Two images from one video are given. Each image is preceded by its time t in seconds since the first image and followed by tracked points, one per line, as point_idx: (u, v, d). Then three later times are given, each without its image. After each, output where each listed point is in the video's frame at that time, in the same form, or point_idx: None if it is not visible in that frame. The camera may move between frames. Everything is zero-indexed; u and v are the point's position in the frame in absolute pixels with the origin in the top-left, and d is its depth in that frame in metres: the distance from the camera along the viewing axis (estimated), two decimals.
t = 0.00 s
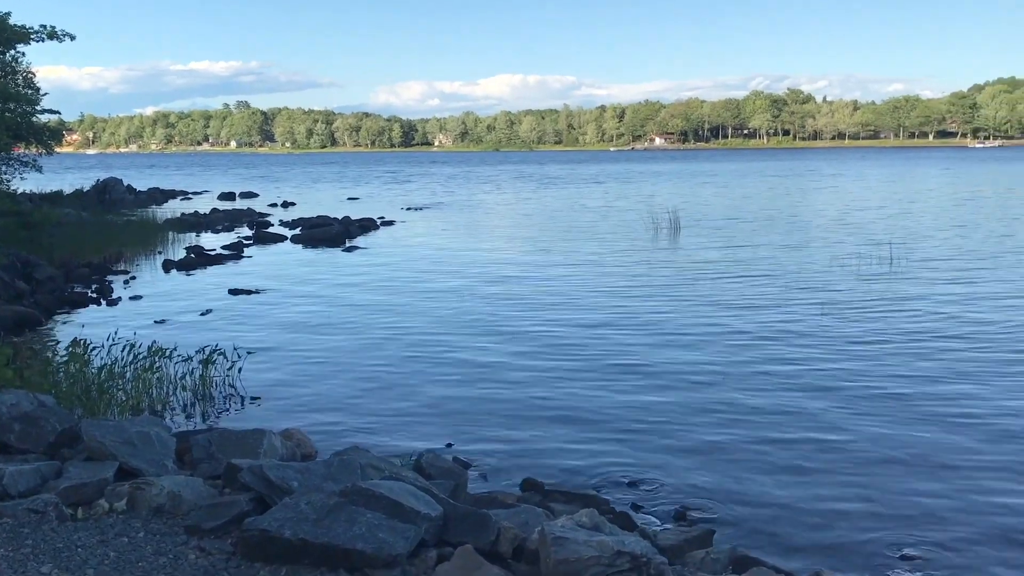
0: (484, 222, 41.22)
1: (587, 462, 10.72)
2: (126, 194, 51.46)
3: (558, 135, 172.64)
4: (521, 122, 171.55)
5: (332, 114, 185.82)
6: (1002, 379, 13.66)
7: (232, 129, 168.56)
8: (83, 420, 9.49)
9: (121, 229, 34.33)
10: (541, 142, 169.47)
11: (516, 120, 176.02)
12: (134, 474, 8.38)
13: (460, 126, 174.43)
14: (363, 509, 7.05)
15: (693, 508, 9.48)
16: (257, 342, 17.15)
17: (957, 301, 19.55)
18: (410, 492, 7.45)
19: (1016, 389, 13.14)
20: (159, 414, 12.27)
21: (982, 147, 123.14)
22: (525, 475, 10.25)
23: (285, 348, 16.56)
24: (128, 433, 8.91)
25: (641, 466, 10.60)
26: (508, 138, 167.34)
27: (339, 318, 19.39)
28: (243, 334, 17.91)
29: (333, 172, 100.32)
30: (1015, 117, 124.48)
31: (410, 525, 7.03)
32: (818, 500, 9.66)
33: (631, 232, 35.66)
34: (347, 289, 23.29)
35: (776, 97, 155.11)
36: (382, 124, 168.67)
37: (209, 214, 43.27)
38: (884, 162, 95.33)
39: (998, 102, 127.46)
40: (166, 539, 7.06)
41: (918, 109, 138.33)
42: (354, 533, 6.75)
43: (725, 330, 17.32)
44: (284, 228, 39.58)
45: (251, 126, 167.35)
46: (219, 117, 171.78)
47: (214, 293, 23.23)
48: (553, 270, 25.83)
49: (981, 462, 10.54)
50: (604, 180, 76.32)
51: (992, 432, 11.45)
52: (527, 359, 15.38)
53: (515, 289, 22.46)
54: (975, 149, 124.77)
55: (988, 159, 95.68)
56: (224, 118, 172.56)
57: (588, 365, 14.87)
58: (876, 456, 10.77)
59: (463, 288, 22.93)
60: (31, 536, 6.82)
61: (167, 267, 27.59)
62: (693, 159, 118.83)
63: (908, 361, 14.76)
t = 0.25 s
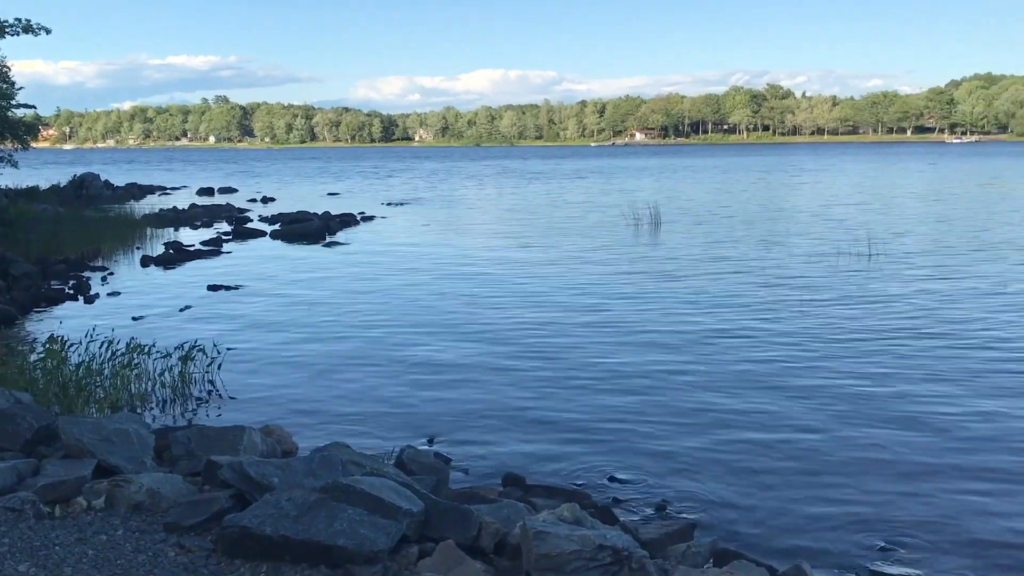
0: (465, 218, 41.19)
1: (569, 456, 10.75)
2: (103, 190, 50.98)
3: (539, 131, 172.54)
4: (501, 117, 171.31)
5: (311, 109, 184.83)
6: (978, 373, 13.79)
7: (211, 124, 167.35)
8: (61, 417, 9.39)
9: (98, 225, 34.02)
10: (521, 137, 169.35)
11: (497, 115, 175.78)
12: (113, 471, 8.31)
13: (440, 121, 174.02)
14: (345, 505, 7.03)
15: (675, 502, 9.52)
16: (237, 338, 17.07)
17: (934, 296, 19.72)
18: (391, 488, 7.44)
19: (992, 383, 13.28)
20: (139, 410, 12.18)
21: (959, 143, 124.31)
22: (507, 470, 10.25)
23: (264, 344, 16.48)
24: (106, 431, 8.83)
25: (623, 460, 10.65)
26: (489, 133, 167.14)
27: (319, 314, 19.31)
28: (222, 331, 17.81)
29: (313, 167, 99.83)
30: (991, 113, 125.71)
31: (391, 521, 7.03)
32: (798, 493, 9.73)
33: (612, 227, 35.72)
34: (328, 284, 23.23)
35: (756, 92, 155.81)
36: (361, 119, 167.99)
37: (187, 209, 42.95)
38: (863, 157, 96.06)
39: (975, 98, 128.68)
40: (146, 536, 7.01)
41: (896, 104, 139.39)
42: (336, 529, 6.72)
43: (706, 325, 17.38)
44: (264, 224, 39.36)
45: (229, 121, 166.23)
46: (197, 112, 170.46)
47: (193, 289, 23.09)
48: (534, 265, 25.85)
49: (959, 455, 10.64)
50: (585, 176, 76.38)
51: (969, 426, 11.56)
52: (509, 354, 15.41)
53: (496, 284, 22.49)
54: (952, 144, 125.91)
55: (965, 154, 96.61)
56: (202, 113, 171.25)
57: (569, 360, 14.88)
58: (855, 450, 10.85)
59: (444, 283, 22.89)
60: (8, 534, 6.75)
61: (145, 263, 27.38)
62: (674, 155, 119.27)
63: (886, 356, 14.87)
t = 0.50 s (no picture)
0: (455, 215, 41.16)
1: (560, 453, 10.77)
2: (92, 188, 50.74)
3: (529, 128, 172.42)
4: (492, 114, 171.15)
5: (301, 106, 184.31)
6: (965, 368, 13.88)
7: (200, 122, 166.70)
8: (50, 416, 9.36)
9: (87, 222, 33.88)
10: (511, 135, 169.15)
11: (487, 112, 175.60)
12: (102, 469, 8.29)
13: (430, 118, 173.71)
14: (335, 502, 7.05)
15: (665, 498, 9.56)
16: (227, 336, 17.04)
17: (922, 292, 19.82)
18: (382, 485, 7.45)
19: (981, 378, 13.35)
20: (129, 408, 12.14)
21: (948, 139, 124.81)
22: (498, 466, 10.28)
23: (254, 341, 16.46)
24: (95, 429, 8.81)
25: (613, 456, 10.68)
26: (479, 131, 166.93)
27: (309, 311, 19.29)
28: (212, 328, 17.77)
29: (303, 164, 99.61)
30: (980, 109, 126.27)
31: (382, 518, 7.04)
32: (787, 487, 9.79)
33: (602, 224, 35.79)
34: (318, 282, 23.20)
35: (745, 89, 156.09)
36: (352, 116, 167.60)
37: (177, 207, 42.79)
38: (851, 154, 96.37)
39: (963, 94, 129.20)
40: (135, 534, 7.01)
41: (885, 101, 139.86)
42: (326, 526, 6.73)
43: (696, 321, 17.41)
44: (254, 222, 39.26)
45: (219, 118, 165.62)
46: (186, 110, 169.78)
47: (183, 287, 23.02)
48: (525, 262, 25.86)
49: (946, 449, 10.71)
50: (575, 173, 76.35)
51: (956, 421, 11.65)
52: (499, 351, 15.43)
53: (486, 281, 22.50)
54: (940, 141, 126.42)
55: (953, 151, 97.00)
56: (191, 110, 170.54)
57: (560, 357, 14.91)
58: (845, 444, 10.90)
59: (434, 280, 22.89)
60: None
61: (135, 261, 27.28)
62: (663, 152, 119.38)
63: (874, 352, 14.94)
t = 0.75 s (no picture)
0: (449, 213, 41.12)
1: (552, 450, 10.79)
2: (84, 186, 50.56)
3: (523, 125, 172.29)
4: (485, 112, 170.92)
5: (294, 104, 183.91)
6: (957, 366, 13.93)
7: (193, 120, 166.20)
8: (42, 415, 9.34)
9: (79, 221, 33.77)
10: (505, 132, 168.97)
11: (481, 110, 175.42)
12: (94, 468, 8.28)
13: (423, 115, 173.43)
14: (327, 500, 7.06)
15: (658, 494, 9.58)
16: (220, 334, 17.02)
17: (913, 290, 19.88)
18: (374, 483, 7.46)
19: (972, 376, 13.40)
20: (121, 407, 12.12)
21: (940, 137, 125.03)
22: (491, 464, 10.29)
23: (247, 340, 16.44)
24: (87, 428, 8.79)
25: (606, 453, 10.70)
26: (472, 129, 166.73)
27: (302, 309, 19.27)
28: (204, 327, 17.74)
29: (296, 163, 99.45)
30: (972, 106, 126.55)
31: (374, 516, 7.05)
32: (779, 484, 9.83)
33: (595, 222, 35.79)
34: (311, 280, 23.17)
35: (738, 86, 156.20)
36: (345, 115, 167.30)
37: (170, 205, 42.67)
38: (844, 151, 96.48)
39: (955, 91, 129.46)
40: (126, 533, 7.00)
41: (878, 98, 140.07)
42: (318, 524, 6.74)
43: (688, 319, 17.44)
44: (247, 220, 39.17)
45: (212, 116, 165.12)
46: (179, 108, 169.23)
47: (176, 285, 22.97)
48: (518, 260, 25.85)
49: (937, 446, 10.76)
50: (568, 171, 76.28)
51: (948, 418, 11.70)
52: (492, 348, 15.44)
53: (480, 279, 22.49)
54: (932, 138, 126.67)
55: (946, 148, 97.14)
56: (184, 108, 169.99)
57: (552, 355, 14.93)
58: (837, 442, 10.95)
59: (427, 278, 22.88)
60: None
61: (127, 259, 27.21)
62: (656, 149, 119.38)
63: (866, 349, 14.98)
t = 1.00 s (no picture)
0: (443, 212, 41.14)
1: (545, 449, 10.79)
2: (77, 186, 50.42)
3: (517, 125, 172.11)
4: (479, 111, 170.73)
5: (287, 104, 183.63)
6: (950, 364, 13.97)
7: (186, 119, 165.88)
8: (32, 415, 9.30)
9: (72, 221, 33.67)
10: (498, 132, 168.99)
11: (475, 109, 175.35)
12: (85, 469, 8.26)
13: (417, 114, 173.32)
14: (320, 500, 7.06)
15: (652, 494, 9.60)
16: (213, 334, 17.00)
17: (906, 289, 19.93)
18: (368, 482, 7.46)
19: (966, 375, 13.44)
20: (114, 407, 12.09)
21: (932, 136, 125.50)
22: (485, 464, 10.29)
23: (240, 340, 16.42)
24: (79, 429, 8.77)
25: (599, 452, 10.71)
26: (466, 128, 166.71)
27: (294, 309, 19.26)
28: (197, 327, 17.71)
29: (290, 162, 99.38)
30: (964, 105, 126.92)
31: (367, 515, 7.06)
32: (773, 482, 9.84)
33: (589, 222, 35.81)
34: (305, 279, 23.14)
35: (731, 86, 156.49)
36: (339, 114, 167.14)
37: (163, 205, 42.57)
38: (837, 150, 96.76)
39: (947, 90, 129.95)
40: (118, 534, 6.99)
41: (871, 97, 140.44)
42: (310, 524, 6.74)
43: (682, 318, 17.46)
44: (241, 219, 39.12)
45: (205, 116, 164.77)
46: (172, 108, 168.85)
47: (169, 285, 22.93)
48: (512, 259, 25.86)
49: (931, 444, 10.78)
50: (562, 170, 76.26)
51: (940, 416, 11.72)
52: (485, 347, 15.45)
53: (473, 279, 22.49)
54: (925, 137, 127.20)
55: (939, 147, 97.41)
56: (177, 108, 169.63)
57: (546, 354, 14.93)
58: (831, 440, 10.97)
59: (420, 278, 22.87)
60: None
61: (120, 259, 27.15)
62: (650, 148, 119.61)
63: (860, 348, 15.01)
